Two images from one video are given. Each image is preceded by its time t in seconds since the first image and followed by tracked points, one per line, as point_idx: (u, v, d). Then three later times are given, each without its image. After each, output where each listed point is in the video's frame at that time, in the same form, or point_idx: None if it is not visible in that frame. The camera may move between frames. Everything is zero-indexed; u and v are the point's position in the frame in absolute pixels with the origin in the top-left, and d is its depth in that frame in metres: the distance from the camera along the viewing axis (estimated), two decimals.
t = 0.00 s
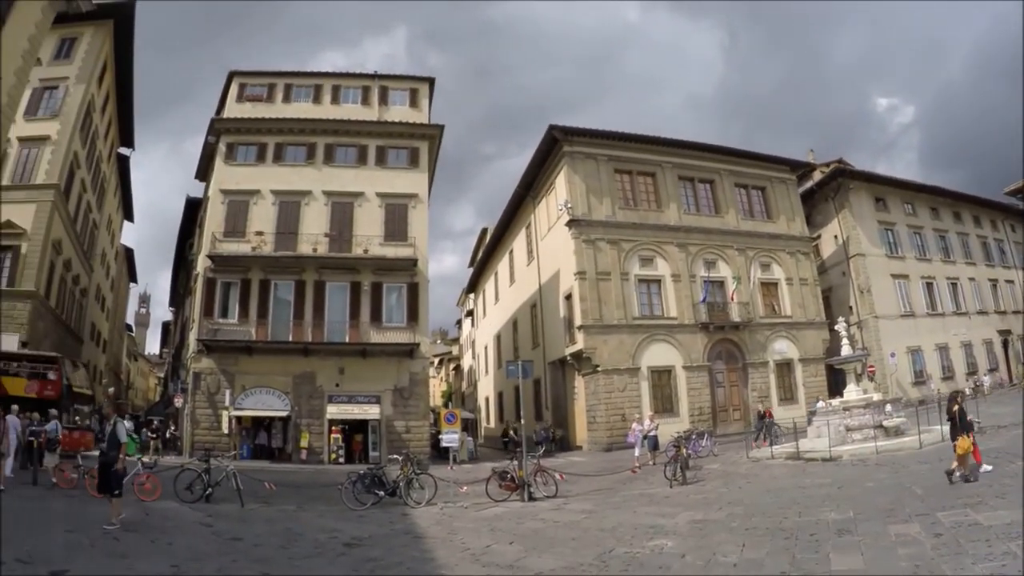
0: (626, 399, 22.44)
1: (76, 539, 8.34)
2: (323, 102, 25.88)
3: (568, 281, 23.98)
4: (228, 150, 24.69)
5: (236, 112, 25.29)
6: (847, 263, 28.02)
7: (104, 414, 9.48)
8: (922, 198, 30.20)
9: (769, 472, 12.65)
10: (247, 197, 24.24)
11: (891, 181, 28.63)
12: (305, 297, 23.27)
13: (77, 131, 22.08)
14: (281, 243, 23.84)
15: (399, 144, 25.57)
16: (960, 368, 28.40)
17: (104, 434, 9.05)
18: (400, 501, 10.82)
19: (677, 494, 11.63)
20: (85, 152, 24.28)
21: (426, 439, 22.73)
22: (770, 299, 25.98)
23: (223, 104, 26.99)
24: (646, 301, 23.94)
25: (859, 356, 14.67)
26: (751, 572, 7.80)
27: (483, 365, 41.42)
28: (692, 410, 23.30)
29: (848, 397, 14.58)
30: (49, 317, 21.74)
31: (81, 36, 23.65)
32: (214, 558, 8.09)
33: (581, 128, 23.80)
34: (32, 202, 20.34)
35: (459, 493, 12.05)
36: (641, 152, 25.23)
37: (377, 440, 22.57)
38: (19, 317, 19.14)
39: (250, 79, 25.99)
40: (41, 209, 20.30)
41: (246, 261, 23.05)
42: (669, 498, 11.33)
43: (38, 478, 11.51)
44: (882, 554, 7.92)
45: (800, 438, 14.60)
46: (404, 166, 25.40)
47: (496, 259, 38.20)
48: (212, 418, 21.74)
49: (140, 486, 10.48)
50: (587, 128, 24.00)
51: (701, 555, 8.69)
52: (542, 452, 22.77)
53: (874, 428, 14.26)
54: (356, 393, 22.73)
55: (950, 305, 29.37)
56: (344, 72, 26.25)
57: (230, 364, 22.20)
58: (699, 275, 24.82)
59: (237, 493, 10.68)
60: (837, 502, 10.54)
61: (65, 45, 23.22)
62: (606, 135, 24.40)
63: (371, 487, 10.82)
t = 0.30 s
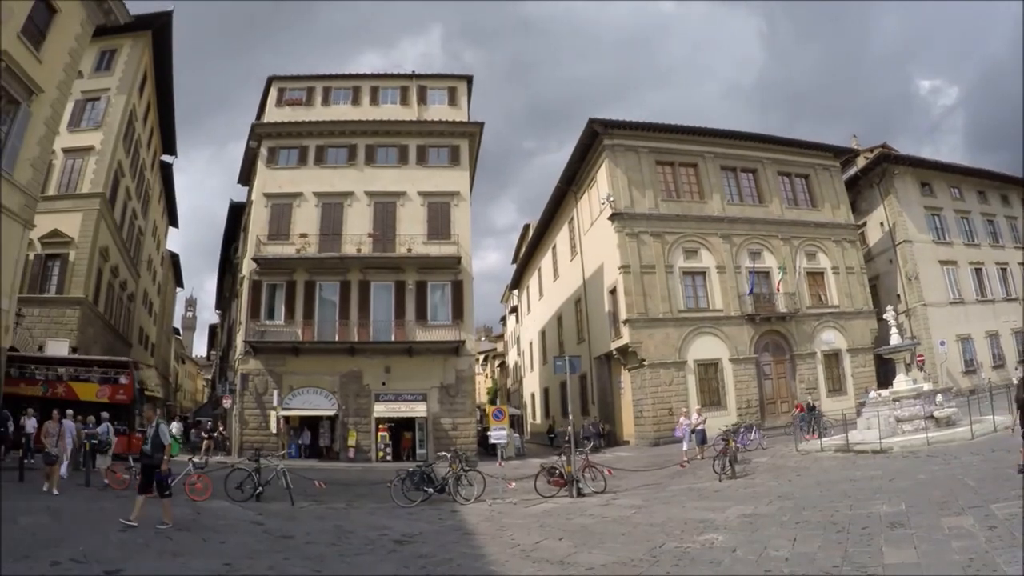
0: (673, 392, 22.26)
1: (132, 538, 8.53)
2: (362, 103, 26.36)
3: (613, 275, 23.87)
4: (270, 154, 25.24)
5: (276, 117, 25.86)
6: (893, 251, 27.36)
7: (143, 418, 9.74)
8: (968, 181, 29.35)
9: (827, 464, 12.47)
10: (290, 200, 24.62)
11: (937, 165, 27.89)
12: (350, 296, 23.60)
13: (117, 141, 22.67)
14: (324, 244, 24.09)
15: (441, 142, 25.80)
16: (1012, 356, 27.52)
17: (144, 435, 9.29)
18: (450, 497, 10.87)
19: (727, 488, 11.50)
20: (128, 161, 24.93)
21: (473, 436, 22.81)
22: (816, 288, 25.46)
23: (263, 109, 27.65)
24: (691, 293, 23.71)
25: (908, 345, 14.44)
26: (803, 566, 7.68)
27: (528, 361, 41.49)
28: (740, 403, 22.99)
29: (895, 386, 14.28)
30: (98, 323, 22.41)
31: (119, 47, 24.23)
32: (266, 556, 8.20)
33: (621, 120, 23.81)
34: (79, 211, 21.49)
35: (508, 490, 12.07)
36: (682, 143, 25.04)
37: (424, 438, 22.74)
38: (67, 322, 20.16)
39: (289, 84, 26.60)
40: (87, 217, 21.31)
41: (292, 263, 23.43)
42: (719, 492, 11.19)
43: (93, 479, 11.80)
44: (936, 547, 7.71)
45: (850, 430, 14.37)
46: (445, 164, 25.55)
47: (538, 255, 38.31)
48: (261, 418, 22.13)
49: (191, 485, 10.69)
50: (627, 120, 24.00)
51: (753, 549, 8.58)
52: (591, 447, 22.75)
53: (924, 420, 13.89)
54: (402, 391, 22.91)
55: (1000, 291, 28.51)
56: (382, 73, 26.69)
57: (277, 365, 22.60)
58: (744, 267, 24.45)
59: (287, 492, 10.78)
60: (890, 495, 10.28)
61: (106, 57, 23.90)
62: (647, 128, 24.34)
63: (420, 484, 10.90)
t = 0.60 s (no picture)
0: (718, 389, 22.14)
1: (184, 538, 8.68)
2: (401, 105, 26.61)
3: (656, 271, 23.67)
4: (311, 158, 25.65)
5: (316, 121, 26.27)
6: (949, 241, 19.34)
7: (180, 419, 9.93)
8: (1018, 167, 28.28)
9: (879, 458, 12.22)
10: (333, 203, 24.99)
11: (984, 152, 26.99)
12: (395, 297, 23.85)
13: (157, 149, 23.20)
14: (367, 246, 24.37)
15: (480, 142, 25.91)
16: None
17: (184, 436, 9.40)
18: (497, 496, 10.91)
19: (775, 485, 11.36)
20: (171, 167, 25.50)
21: (519, 434, 22.63)
22: (861, 280, 24.76)
23: (303, 114, 28.08)
24: (735, 289, 23.48)
25: (957, 335, 14.03)
26: (855, 564, 7.52)
27: (572, 360, 41.39)
28: (786, 398, 22.69)
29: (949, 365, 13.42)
30: (144, 327, 23.00)
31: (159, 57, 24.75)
32: (316, 556, 8.27)
33: (660, 115, 23.75)
34: (124, 218, 21.99)
35: (556, 488, 12.06)
36: (723, 136, 24.85)
37: (470, 438, 22.78)
38: (115, 327, 20.96)
39: (328, 88, 26.89)
40: (133, 224, 21.83)
41: (336, 266, 23.77)
42: (767, 489, 11.05)
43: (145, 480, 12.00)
44: (991, 544, 7.49)
45: (898, 424, 14.11)
46: (485, 164, 25.65)
47: (581, 253, 38.28)
48: (307, 420, 22.55)
49: (239, 486, 10.81)
50: (667, 115, 23.93)
51: (803, 546, 8.44)
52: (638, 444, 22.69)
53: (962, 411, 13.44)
54: (446, 391, 23.00)
55: None
56: (420, 75, 26.89)
57: (322, 367, 22.95)
58: (788, 260, 24.11)
59: (335, 492, 10.85)
60: (942, 490, 9.99)
61: (146, 66, 24.50)
62: (687, 122, 24.23)
63: (468, 483, 10.94)
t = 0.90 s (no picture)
0: (763, 386, 22.01)
1: (233, 539, 8.71)
2: (440, 107, 27.04)
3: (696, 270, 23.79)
4: (352, 162, 26.13)
5: (355, 125, 26.73)
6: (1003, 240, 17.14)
7: (217, 422, 10.01)
8: None
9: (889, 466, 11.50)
10: (374, 206, 25.32)
11: None
12: (438, 298, 24.10)
13: (199, 156, 23.85)
14: (410, 249, 24.65)
15: (518, 142, 26.08)
16: None
17: (223, 439, 9.49)
18: (543, 496, 10.94)
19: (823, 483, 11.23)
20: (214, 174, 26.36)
21: (563, 435, 22.72)
22: (906, 274, 24.32)
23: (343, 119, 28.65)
24: (779, 285, 23.26)
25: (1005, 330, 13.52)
26: (905, 563, 7.37)
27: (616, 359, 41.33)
28: (831, 394, 22.40)
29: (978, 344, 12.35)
30: (189, 330, 23.88)
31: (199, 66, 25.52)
32: (365, 556, 8.22)
33: (700, 111, 23.74)
34: (169, 225, 22.94)
35: (602, 488, 12.03)
36: (763, 130, 24.66)
37: (514, 438, 22.87)
38: (161, 332, 21.79)
39: (367, 92, 27.39)
40: (178, 231, 22.68)
41: (380, 268, 24.11)
42: (815, 487, 10.93)
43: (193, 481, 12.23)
44: None
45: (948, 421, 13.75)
46: (525, 164, 25.82)
47: (621, 252, 38.27)
48: (352, 421, 23.02)
49: (287, 489, 10.87)
50: (706, 110, 23.90)
51: (852, 545, 8.31)
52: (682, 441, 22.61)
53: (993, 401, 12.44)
54: (490, 391, 23.15)
55: None
56: (459, 76, 27.28)
57: (366, 368, 23.34)
58: (833, 255, 23.79)
59: (382, 493, 10.98)
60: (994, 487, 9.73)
61: (186, 75, 25.27)
62: (726, 117, 24.15)
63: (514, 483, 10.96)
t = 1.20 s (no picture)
0: (799, 383, 22.02)
1: (269, 539, 8.71)
2: (470, 107, 27.59)
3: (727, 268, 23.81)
4: (384, 164, 26.70)
5: (387, 127, 27.37)
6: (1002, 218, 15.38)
7: (251, 424, 10.17)
8: None
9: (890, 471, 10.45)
10: (407, 208, 25.90)
11: None
12: (471, 298, 24.61)
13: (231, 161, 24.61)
14: (442, 249, 25.29)
15: (550, 142, 26.52)
16: None
17: (255, 442, 9.57)
18: (577, 496, 10.96)
19: (859, 481, 11.12)
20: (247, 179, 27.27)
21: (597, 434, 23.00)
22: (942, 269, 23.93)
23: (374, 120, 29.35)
24: (813, 281, 23.13)
25: None
26: (942, 561, 7.25)
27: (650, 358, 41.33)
28: (866, 391, 22.19)
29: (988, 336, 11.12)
30: (223, 333, 24.88)
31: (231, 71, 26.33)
32: (402, 556, 8.15)
33: (732, 107, 23.79)
34: (203, 229, 23.87)
35: (637, 487, 12.06)
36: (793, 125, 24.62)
37: (549, 437, 23.26)
38: (196, 335, 22.79)
39: (397, 95, 27.94)
40: (211, 235, 23.55)
41: (414, 268, 24.72)
42: (852, 485, 10.83)
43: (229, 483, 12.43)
44: None
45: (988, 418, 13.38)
46: (557, 164, 26.25)
47: (654, 250, 38.31)
48: (386, 422, 23.65)
49: (325, 490, 11.05)
50: (739, 106, 23.95)
51: (890, 544, 8.19)
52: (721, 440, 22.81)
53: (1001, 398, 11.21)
54: (525, 392, 23.59)
55: None
56: (489, 77, 27.80)
57: (401, 369, 23.99)
58: (867, 250, 23.40)
59: (418, 493, 11.03)
60: None
61: (217, 81, 25.99)
62: (758, 112, 24.19)
63: (548, 483, 11.04)
